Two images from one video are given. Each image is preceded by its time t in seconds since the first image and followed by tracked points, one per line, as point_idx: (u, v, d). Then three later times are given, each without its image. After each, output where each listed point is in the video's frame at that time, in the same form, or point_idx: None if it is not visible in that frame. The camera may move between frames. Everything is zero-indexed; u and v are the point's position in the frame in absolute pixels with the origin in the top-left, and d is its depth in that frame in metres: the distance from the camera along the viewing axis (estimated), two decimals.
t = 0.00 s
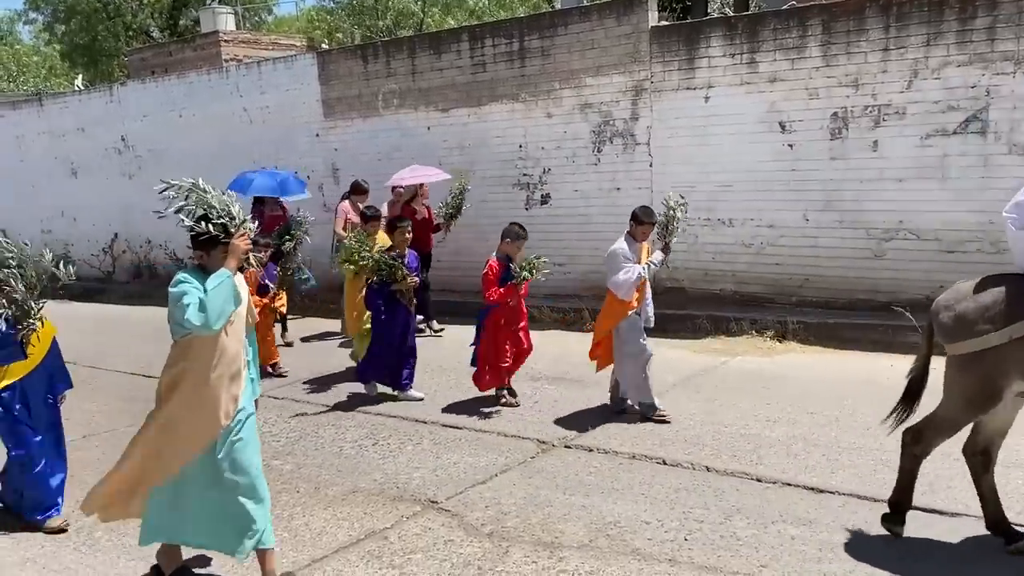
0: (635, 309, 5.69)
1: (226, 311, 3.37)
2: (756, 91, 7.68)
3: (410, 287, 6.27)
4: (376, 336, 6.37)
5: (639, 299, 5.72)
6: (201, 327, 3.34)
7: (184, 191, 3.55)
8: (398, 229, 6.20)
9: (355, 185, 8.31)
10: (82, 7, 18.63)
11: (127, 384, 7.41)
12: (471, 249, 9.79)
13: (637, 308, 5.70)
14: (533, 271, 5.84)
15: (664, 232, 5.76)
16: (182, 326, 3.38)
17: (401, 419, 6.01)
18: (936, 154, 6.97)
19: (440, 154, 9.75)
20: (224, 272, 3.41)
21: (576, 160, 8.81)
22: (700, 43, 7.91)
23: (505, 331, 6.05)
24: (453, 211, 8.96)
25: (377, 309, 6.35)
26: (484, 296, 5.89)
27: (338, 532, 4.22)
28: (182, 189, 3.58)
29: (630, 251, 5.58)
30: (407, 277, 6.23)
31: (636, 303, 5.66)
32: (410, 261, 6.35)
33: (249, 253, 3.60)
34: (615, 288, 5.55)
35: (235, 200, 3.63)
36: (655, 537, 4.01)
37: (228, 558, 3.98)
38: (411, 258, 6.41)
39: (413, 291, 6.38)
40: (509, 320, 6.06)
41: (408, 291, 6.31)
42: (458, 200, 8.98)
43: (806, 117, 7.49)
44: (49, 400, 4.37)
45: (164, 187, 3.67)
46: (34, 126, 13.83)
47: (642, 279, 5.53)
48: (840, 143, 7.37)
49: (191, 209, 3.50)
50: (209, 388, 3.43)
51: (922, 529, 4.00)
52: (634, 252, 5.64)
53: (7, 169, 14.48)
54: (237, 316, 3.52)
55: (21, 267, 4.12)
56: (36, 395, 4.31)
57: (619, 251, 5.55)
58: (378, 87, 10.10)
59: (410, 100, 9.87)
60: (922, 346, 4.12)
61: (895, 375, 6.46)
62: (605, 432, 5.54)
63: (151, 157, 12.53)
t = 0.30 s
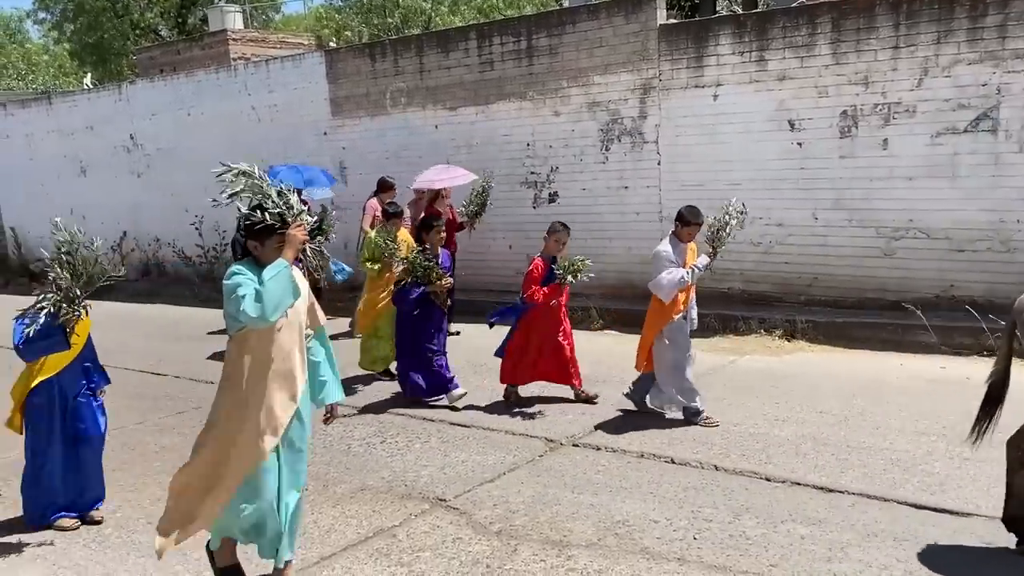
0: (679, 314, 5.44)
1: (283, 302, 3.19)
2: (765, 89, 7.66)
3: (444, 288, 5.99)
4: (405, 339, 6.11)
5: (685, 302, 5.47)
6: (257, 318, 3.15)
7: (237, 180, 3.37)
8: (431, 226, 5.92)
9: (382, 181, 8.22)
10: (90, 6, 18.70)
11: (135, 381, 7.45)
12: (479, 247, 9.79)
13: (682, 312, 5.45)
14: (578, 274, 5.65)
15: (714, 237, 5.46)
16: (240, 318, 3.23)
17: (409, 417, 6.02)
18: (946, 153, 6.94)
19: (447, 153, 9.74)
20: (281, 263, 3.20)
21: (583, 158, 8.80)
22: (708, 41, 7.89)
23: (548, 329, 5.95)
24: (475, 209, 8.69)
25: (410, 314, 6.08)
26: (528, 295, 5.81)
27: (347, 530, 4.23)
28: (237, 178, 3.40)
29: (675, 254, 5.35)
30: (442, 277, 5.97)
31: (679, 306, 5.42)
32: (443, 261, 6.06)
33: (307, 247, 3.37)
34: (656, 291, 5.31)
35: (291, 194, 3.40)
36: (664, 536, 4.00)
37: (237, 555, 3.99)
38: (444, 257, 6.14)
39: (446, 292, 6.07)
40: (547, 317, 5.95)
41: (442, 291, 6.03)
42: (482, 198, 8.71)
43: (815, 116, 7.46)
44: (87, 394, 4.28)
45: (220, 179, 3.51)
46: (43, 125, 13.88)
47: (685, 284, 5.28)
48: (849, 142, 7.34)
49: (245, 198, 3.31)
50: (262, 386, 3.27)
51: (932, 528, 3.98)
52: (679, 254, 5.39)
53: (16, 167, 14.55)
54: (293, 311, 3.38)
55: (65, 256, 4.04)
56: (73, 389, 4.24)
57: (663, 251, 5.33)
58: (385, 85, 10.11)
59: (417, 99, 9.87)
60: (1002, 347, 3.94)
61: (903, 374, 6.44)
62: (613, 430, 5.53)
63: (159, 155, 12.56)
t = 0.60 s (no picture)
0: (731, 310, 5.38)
1: (332, 310, 2.90)
2: (778, 88, 7.63)
3: (484, 288, 5.89)
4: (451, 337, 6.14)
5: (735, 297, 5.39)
6: (304, 329, 2.86)
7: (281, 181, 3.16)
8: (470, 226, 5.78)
9: (410, 179, 8.17)
10: (103, 5, 18.81)
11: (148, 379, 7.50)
12: (490, 246, 9.79)
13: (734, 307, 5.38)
14: (623, 263, 5.55)
15: (765, 236, 5.33)
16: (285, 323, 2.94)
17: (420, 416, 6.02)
18: (961, 152, 6.89)
19: (459, 152, 9.76)
20: (326, 268, 2.92)
21: (595, 157, 8.80)
22: (721, 40, 7.86)
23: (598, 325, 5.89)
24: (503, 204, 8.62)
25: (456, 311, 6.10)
26: (575, 288, 5.67)
27: (359, 528, 4.25)
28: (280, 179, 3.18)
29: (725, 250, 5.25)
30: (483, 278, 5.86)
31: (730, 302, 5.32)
32: (482, 260, 5.94)
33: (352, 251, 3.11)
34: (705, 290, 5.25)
35: (337, 194, 3.17)
36: (677, 537, 3.99)
37: (251, 552, 4.02)
38: (483, 254, 6.01)
39: (488, 291, 6.00)
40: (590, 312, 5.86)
41: (483, 291, 5.95)
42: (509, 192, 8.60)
43: (829, 115, 7.43)
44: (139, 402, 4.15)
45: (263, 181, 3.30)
46: (58, 124, 13.98)
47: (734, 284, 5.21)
48: (862, 141, 7.30)
49: (286, 199, 3.08)
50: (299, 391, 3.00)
51: (946, 529, 3.97)
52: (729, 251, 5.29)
53: (30, 166, 14.64)
54: (342, 320, 3.09)
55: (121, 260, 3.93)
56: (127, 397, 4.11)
57: (710, 247, 5.25)
58: (397, 84, 10.12)
59: (428, 98, 9.88)
60: None
61: (915, 374, 6.42)
62: (624, 430, 5.53)
63: (172, 154, 12.63)
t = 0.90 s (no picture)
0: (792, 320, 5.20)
1: (392, 314, 2.87)
2: (795, 87, 7.59)
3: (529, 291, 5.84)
4: (489, 339, 5.97)
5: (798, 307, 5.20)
6: (364, 334, 2.82)
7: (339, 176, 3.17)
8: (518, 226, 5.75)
9: (444, 180, 8.09)
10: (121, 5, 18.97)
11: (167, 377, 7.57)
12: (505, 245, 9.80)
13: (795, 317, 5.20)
14: (680, 272, 5.46)
15: (829, 239, 5.17)
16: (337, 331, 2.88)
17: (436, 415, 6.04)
18: (981, 152, 6.84)
19: (474, 151, 9.77)
20: (384, 269, 2.88)
21: (611, 156, 8.79)
22: (738, 39, 7.84)
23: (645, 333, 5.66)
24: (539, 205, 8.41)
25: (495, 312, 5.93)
26: (627, 296, 5.55)
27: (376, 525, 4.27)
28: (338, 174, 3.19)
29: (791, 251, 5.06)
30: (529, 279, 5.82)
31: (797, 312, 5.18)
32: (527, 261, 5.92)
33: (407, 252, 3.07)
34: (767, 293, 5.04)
35: (396, 192, 3.16)
36: (694, 537, 3.99)
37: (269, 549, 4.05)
38: (527, 255, 5.99)
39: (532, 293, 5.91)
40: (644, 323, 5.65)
41: (527, 295, 5.88)
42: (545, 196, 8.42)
43: (847, 114, 7.38)
44: (203, 395, 4.10)
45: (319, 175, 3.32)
46: (77, 123, 14.11)
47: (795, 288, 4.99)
48: (881, 140, 7.26)
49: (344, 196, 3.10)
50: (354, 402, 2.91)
51: (965, 531, 3.94)
52: (796, 253, 5.08)
53: (49, 165, 14.79)
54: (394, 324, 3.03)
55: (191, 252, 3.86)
56: (193, 389, 4.05)
57: (778, 248, 5.03)
58: (413, 84, 10.15)
59: (444, 97, 9.90)
60: None
61: (934, 375, 6.38)
62: (640, 430, 5.53)
63: (190, 153, 12.72)
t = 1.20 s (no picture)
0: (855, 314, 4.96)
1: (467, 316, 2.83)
2: (817, 86, 7.55)
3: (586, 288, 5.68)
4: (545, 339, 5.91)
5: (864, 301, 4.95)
6: (445, 337, 2.76)
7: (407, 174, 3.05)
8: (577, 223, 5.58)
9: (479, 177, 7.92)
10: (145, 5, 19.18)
11: (189, 374, 7.65)
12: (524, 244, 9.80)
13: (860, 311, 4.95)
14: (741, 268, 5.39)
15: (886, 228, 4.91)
16: (400, 334, 2.76)
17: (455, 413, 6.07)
18: (1006, 151, 6.76)
19: (494, 150, 9.79)
20: (458, 269, 2.84)
21: (630, 156, 8.77)
22: (759, 37, 7.80)
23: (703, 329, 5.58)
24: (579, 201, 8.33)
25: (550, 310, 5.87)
26: (685, 295, 5.39)
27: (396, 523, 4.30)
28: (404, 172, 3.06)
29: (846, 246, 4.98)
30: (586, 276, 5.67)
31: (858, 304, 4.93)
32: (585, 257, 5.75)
33: (476, 252, 2.99)
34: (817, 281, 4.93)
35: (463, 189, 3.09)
36: (714, 537, 3.99)
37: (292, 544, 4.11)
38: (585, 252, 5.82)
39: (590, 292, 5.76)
40: (710, 322, 5.59)
41: (585, 292, 5.73)
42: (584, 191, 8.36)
43: (870, 113, 7.33)
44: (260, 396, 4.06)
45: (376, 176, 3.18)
46: (102, 123, 14.27)
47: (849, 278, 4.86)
48: (904, 139, 7.19)
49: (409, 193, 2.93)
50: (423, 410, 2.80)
51: (988, 534, 3.90)
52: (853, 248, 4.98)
53: (74, 164, 14.98)
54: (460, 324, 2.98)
55: (241, 258, 3.87)
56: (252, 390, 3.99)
57: (829, 243, 4.98)
58: (433, 83, 10.18)
59: (464, 96, 9.92)
60: None
61: (957, 376, 6.31)
62: (660, 430, 5.52)
63: (212, 152, 12.84)
